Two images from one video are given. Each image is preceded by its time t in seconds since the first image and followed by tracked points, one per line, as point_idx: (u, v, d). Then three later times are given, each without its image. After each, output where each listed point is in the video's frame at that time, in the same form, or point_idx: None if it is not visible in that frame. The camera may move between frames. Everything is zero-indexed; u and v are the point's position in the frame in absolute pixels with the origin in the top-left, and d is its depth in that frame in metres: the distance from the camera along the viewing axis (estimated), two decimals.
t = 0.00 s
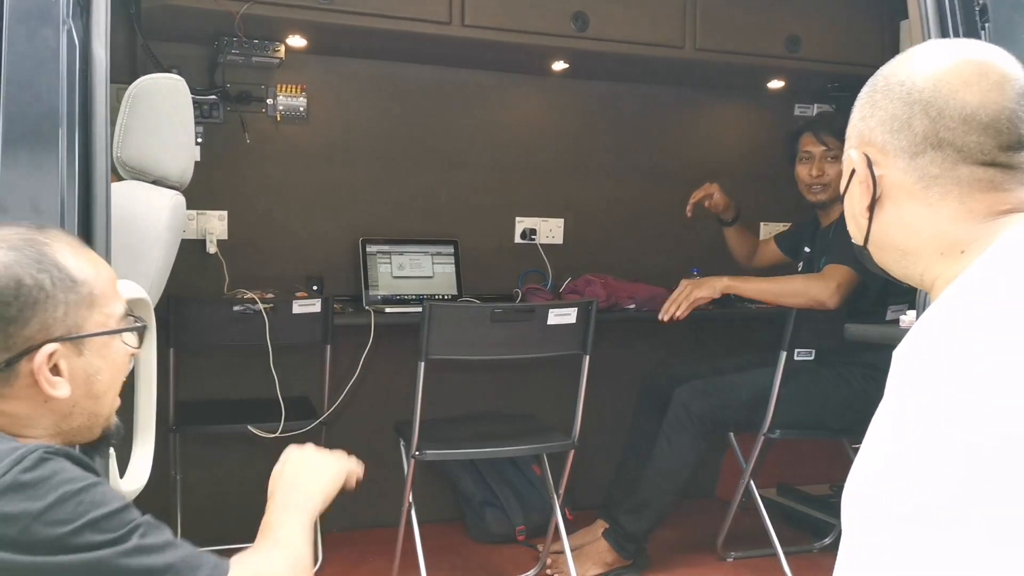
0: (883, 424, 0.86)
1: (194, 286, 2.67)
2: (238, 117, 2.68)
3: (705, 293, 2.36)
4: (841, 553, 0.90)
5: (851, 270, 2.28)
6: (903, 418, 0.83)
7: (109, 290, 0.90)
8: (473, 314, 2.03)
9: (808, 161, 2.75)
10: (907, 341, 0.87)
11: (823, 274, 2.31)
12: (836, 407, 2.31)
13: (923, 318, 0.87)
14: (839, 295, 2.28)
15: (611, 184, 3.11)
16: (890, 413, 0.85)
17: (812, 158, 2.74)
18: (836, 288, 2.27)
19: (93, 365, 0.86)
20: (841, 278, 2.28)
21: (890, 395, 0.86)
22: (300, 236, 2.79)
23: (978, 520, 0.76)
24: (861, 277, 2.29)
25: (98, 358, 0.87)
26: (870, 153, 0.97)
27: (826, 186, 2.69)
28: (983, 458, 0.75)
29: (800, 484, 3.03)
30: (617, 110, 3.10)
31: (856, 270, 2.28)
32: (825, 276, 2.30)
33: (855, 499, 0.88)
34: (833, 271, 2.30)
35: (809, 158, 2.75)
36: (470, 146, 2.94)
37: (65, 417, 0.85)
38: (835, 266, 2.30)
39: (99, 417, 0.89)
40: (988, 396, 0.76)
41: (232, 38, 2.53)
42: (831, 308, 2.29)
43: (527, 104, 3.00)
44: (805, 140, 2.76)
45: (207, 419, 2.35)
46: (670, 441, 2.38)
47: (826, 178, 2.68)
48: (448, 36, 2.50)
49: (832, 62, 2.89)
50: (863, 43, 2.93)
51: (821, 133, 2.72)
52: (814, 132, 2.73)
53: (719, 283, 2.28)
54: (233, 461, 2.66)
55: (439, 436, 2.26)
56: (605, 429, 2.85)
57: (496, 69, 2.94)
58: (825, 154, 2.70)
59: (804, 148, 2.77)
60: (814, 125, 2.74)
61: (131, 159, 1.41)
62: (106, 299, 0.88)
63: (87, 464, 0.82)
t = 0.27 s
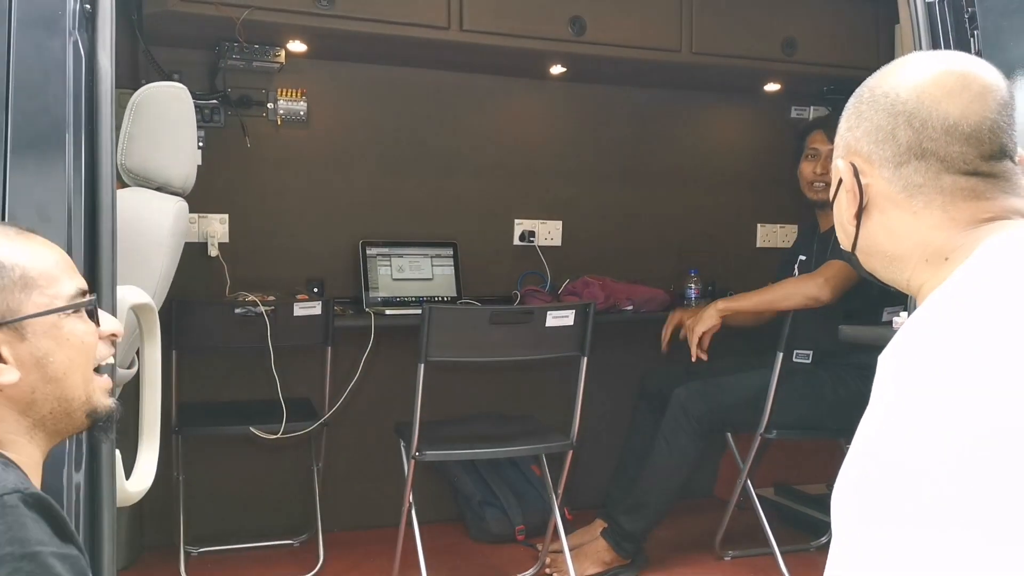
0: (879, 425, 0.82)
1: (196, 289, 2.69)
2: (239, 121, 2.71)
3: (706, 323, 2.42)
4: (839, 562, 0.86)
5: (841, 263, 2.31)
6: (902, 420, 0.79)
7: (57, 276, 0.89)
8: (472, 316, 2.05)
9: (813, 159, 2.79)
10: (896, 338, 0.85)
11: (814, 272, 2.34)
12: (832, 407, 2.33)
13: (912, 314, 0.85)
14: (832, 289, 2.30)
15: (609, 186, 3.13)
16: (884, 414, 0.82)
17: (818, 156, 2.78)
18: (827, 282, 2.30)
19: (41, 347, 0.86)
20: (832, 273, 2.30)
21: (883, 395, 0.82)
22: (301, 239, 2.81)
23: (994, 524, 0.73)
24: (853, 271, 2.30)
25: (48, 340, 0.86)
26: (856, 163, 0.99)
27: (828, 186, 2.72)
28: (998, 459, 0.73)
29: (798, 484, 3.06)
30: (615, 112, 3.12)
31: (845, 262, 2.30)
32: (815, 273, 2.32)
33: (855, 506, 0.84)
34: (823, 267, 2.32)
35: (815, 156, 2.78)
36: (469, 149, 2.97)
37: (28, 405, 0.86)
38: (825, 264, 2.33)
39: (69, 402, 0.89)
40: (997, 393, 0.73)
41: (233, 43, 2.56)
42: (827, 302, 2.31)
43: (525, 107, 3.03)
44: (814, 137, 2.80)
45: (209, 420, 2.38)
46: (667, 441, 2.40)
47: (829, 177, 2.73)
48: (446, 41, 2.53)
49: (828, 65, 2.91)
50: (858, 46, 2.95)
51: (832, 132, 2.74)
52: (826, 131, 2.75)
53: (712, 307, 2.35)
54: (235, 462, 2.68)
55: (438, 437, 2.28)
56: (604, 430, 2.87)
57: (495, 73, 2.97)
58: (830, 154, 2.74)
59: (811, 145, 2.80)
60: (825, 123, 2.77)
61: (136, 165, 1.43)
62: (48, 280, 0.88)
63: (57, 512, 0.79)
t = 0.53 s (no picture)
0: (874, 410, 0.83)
1: (200, 276, 2.72)
2: (243, 110, 2.73)
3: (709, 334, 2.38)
4: (835, 549, 0.86)
5: (828, 247, 2.35)
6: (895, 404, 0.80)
7: (46, 252, 0.90)
8: (474, 303, 2.08)
9: (809, 149, 2.82)
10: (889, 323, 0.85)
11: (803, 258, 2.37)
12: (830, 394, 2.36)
13: (904, 299, 0.86)
14: (822, 271, 2.33)
15: (610, 174, 3.15)
16: (880, 399, 0.82)
17: (813, 146, 2.81)
18: (817, 265, 2.33)
19: (28, 320, 0.87)
20: (820, 257, 2.34)
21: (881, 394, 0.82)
22: (304, 227, 2.83)
23: (981, 507, 0.72)
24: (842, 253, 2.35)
25: (33, 312, 0.87)
26: (851, 152, 1.01)
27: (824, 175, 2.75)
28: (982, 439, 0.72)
29: (797, 469, 3.09)
30: (616, 101, 3.14)
31: (832, 245, 2.34)
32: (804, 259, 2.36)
33: (850, 493, 0.84)
34: (813, 253, 2.36)
35: (810, 146, 2.81)
36: (471, 138, 2.98)
37: (18, 377, 0.87)
38: (815, 249, 2.36)
39: (63, 374, 0.90)
40: (984, 375, 0.73)
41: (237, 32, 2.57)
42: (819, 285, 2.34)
43: (527, 95, 3.04)
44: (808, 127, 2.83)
45: (215, 406, 2.41)
46: (667, 427, 2.43)
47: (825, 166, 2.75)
48: (448, 30, 2.54)
49: (828, 53, 2.92)
50: (859, 35, 2.96)
51: (826, 121, 2.77)
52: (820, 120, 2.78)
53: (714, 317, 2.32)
54: (240, 447, 2.71)
55: (440, 423, 2.31)
56: (604, 416, 2.90)
57: (497, 62, 2.98)
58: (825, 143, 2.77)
59: (806, 135, 2.83)
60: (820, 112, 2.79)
61: (143, 154, 1.44)
62: (33, 255, 0.89)
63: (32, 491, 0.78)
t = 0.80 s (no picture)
0: (873, 391, 0.82)
1: (208, 257, 2.73)
2: (249, 90, 2.73)
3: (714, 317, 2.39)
4: (835, 533, 0.86)
5: (831, 229, 2.34)
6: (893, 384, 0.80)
7: (57, 235, 0.92)
8: (480, 284, 2.09)
9: (808, 132, 2.82)
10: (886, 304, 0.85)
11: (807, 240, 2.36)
12: (834, 375, 2.36)
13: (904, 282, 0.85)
14: (826, 253, 2.32)
15: (617, 155, 3.14)
16: (879, 380, 0.82)
17: (813, 128, 2.80)
18: (821, 247, 2.32)
19: (35, 294, 0.87)
20: (824, 238, 2.32)
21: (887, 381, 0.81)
22: (311, 208, 2.84)
23: (978, 487, 0.73)
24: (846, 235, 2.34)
25: (41, 285, 0.88)
26: (853, 131, 1.01)
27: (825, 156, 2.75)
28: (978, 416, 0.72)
29: (802, 450, 3.10)
30: (623, 81, 3.12)
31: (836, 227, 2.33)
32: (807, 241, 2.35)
33: (850, 472, 0.84)
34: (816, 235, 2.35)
35: (810, 128, 2.80)
36: (477, 118, 2.98)
37: (19, 349, 0.85)
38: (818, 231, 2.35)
39: (64, 351, 0.89)
40: (979, 353, 0.73)
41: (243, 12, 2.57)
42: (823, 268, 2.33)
43: (534, 76, 3.03)
44: (807, 110, 2.82)
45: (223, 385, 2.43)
46: (671, 407, 2.45)
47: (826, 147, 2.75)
48: (454, 10, 2.53)
49: (837, 33, 2.90)
50: (868, 14, 2.94)
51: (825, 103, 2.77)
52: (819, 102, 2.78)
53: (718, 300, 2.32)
54: (248, 425, 2.74)
55: (445, 402, 2.33)
56: (610, 396, 2.92)
57: (503, 42, 2.97)
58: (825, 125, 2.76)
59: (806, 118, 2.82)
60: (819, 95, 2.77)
61: (149, 133, 1.47)
62: (48, 234, 0.91)
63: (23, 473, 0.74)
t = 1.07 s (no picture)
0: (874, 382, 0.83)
1: (216, 247, 2.75)
2: (257, 82, 2.74)
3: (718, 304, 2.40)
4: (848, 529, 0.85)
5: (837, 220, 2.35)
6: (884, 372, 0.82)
7: (73, 233, 0.94)
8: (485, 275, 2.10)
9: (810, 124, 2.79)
10: (881, 294, 0.86)
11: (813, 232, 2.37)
12: (840, 366, 2.36)
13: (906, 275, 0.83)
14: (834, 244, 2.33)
15: (623, 146, 3.14)
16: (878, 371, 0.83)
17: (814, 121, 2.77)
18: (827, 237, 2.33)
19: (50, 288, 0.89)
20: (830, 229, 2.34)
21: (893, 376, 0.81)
22: (318, 199, 2.86)
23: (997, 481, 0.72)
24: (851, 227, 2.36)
25: (55, 280, 0.89)
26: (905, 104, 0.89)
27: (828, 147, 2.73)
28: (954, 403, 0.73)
29: (807, 440, 3.11)
30: (629, 71, 3.12)
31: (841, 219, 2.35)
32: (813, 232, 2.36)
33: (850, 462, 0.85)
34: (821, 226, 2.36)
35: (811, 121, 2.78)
36: (483, 109, 2.98)
37: (30, 340, 0.87)
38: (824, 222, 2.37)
39: (73, 346, 0.91)
40: (960, 342, 0.74)
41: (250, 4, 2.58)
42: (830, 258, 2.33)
43: (541, 66, 3.03)
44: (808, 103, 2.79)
45: (232, 375, 2.46)
46: (676, 397, 2.46)
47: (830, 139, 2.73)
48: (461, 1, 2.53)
49: (846, 23, 2.89)
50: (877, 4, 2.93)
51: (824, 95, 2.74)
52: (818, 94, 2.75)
53: (722, 284, 2.34)
54: (257, 414, 2.77)
55: (452, 392, 2.35)
56: (615, 386, 2.93)
57: (510, 33, 2.97)
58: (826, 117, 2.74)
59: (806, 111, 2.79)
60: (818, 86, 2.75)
61: (156, 127, 1.47)
62: (65, 231, 0.93)
63: (26, 462, 0.77)
